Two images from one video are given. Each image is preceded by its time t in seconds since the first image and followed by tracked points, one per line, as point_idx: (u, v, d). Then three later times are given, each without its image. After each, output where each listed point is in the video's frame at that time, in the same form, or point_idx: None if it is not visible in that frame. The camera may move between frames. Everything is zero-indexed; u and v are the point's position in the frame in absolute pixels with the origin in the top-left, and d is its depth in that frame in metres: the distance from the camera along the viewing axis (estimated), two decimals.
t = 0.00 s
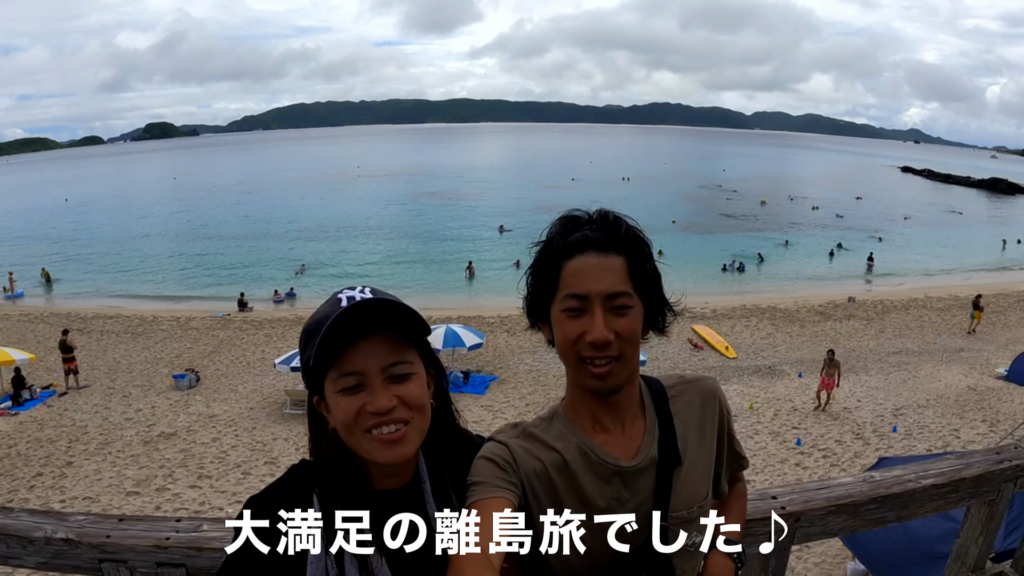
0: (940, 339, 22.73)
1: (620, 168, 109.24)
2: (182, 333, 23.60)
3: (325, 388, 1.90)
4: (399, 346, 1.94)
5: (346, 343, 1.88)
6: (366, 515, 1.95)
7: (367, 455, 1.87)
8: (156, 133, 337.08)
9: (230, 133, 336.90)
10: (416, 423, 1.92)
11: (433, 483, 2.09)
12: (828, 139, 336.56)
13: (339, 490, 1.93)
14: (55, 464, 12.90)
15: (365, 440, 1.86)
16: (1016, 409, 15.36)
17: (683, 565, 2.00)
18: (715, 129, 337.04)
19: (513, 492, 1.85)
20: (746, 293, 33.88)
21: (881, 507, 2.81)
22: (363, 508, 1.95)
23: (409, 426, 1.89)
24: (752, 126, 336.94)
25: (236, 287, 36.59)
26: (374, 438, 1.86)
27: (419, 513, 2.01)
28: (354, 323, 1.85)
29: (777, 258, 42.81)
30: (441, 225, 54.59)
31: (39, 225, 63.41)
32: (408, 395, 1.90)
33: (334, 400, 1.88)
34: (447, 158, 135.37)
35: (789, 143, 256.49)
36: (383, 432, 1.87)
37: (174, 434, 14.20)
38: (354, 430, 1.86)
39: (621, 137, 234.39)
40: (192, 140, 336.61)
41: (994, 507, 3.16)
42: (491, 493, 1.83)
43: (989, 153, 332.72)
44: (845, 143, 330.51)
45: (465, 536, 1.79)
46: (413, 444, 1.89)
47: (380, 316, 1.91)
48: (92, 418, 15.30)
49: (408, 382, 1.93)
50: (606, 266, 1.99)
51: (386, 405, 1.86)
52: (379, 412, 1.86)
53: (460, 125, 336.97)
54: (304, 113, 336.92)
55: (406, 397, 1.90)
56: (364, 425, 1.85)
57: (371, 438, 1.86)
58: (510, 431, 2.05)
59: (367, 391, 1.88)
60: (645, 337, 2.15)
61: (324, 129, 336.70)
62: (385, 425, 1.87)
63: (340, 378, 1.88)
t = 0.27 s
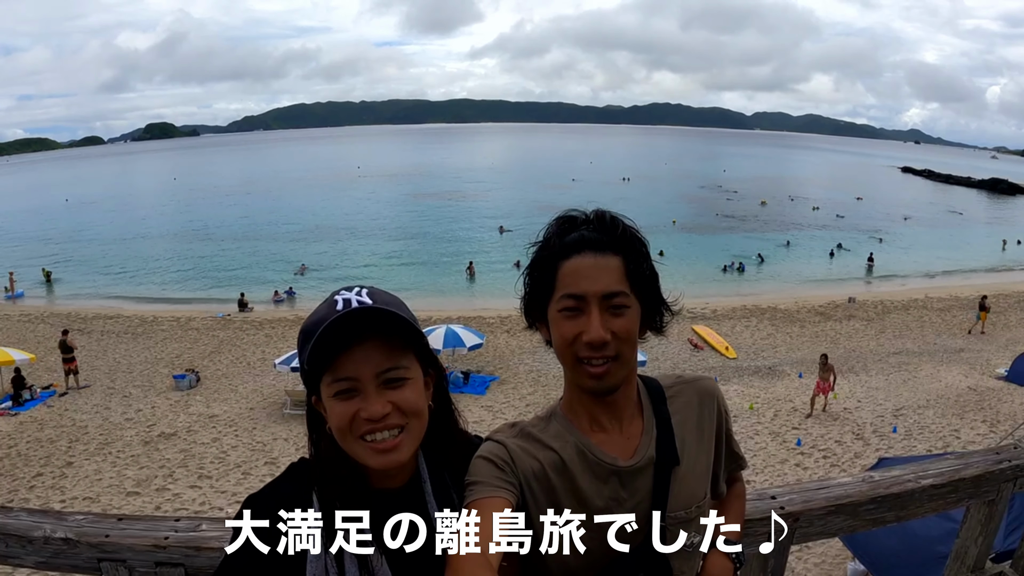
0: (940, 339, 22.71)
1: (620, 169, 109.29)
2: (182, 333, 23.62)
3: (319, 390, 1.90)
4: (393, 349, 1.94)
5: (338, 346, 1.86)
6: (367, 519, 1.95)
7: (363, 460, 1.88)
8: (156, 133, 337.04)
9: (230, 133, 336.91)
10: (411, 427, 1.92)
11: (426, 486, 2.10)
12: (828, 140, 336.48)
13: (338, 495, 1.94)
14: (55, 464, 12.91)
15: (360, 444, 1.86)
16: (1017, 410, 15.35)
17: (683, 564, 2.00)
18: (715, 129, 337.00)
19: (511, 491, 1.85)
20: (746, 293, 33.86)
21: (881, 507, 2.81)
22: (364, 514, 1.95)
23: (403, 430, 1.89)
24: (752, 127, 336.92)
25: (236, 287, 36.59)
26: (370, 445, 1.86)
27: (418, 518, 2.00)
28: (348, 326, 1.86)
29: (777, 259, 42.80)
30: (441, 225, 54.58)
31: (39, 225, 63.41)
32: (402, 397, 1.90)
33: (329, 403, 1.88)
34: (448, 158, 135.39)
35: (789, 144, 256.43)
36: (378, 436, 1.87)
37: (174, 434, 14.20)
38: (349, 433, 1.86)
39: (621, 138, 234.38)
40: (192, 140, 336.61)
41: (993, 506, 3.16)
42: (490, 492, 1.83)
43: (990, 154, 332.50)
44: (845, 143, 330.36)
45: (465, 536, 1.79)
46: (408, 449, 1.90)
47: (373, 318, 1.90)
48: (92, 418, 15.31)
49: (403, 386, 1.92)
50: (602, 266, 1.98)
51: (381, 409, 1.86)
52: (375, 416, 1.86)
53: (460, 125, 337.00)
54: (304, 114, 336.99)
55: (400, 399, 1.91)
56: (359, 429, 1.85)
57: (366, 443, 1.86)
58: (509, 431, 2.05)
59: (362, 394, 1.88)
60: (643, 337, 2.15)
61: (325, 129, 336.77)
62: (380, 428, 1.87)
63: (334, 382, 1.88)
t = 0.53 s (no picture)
0: (941, 339, 22.70)
1: (620, 170, 109.32)
2: (182, 333, 23.63)
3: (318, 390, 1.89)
4: (394, 351, 1.94)
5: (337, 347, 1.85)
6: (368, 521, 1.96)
7: (362, 460, 1.89)
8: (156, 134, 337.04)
9: (230, 133, 336.92)
10: (411, 429, 1.93)
11: (427, 485, 2.10)
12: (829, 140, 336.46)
13: (338, 497, 1.94)
14: (55, 465, 12.90)
15: (359, 444, 1.87)
16: (1017, 410, 15.35)
17: (683, 564, 1.99)
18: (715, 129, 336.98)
19: (511, 490, 1.85)
20: (747, 294, 33.84)
21: (881, 505, 2.81)
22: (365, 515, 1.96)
23: (402, 432, 1.90)
24: (752, 127, 336.93)
25: (236, 288, 36.60)
26: (371, 446, 1.87)
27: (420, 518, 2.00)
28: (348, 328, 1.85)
29: (777, 259, 42.80)
30: (442, 226, 54.59)
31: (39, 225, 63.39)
32: (400, 398, 1.90)
33: (327, 403, 1.88)
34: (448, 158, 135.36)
35: (790, 144, 256.39)
36: (378, 435, 1.88)
37: (174, 434, 14.21)
38: (349, 434, 1.87)
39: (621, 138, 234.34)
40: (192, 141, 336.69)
41: (994, 506, 3.15)
42: (490, 490, 1.83)
43: (991, 154, 332.30)
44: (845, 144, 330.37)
45: (465, 536, 1.79)
46: (407, 451, 1.90)
47: (373, 318, 1.90)
48: (92, 418, 15.31)
49: (403, 388, 1.93)
50: (603, 266, 1.99)
51: (381, 410, 1.87)
52: (374, 418, 1.86)
53: (461, 125, 337.03)
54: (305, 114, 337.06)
55: (400, 400, 1.92)
56: (358, 430, 1.86)
57: (366, 443, 1.87)
58: (509, 430, 2.05)
59: (362, 394, 1.88)
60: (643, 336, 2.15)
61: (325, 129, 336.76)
62: (378, 430, 1.87)
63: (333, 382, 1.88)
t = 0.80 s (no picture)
0: (941, 340, 22.69)
1: (620, 170, 109.35)
2: (181, 333, 23.64)
3: (316, 390, 1.88)
4: (398, 348, 1.95)
5: (338, 343, 1.85)
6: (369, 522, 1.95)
7: (360, 458, 1.89)
8: (156, 134, 337.13)
9: (230, 133, 336.95)
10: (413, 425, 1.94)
11: (424, 485, 2.11)
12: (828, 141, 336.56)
13: (338, 499, 1.94)
14: (55, 464, 12.90)
15: (353, 442, 1.87)
16: (1017, 411, 15.35)
17: (682, 564, 1.99)
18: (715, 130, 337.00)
19: (513, 489, 1.86)
20: (746, 294, 33.84)
21: (880, 504, 2.81)
22: (365, 516, 1.96)
23: (403, 430, 1.92)
24: (752, 127, 336.96)
25: (236, 288, 36.60)
26: (368, 442, 1.87)
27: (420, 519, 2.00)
28: (350, 326, 1.85)
29: (777, 260, 42.80)
30: (442, 226, 54.59)
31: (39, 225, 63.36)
32: (398, 395, 1.91)
33: (323, 402, 1.87)
34: (448, 158, 135.31)
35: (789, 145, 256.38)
36: (376, 432, 1.88)
37: (174, 434, 14.21)
38: (347, 431, 1.86)
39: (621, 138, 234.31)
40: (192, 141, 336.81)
41: (993, 504, 3.16)
42: (491, 490, 1.83)
43: (991, 154, 332.09)
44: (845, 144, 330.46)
45: (465, 537, 1.80)
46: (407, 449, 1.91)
47: (375, 315, 1.90)
48: (92, 418, 15.32)
49: (404, 385, 1.93)
50: (605, 264, 1.98)
51: (379, 408, 1.86)
52: (372, 415, 1.86)
53: (461, 125, 337.11)
54: (304, 114, 337.03)
55: (399, 399, 1.91)
56: (357, 429, 1.85)
57: (361, 442, 1.87)
58: (510, 428, 2.05)
59: (362, 391, 1.88)
60: (645, 334, 2.15)
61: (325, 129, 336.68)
62: (373, 427, 1.87)
63: (331, 379, 1.86)
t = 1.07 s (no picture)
0: (940, 340, 22.71)
1: (620, 171, 109.45)
2: (181, 334, 23.63)
3: (318, 387, 1.87)
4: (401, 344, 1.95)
5: (337, 339, 1.84)
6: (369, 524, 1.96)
7: (362, 455, 1.89)
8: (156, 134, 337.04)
9: (230, 134, 336.93)
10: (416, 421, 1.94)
11: (424, 484, 2.12)
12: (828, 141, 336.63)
13: (339, 501, 1.94)
14: (55, 464, 12.90)
15: (355, 439, 1.87)
16: (1016, 411, 15.36)
17: (684, 563, 1.99)
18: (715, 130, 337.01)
19: (514, 489, 1.85)
20: (746, 295, 33.84)
21: (881, 504, 2.81)
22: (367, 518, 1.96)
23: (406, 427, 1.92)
24: (752, 128, 336.98)
25: (236, 288, 36.58)
26: (371, 439, 1.87)
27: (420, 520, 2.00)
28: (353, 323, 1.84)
29: (776, 260, 42.80)
30: (442, 227, 54.62)
31: (39, 225, 63.35)
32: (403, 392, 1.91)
33: (325, 399, 1.86)
34: (448, 159, 135.36)
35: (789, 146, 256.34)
36: (376, 429, 1.89)
37: (174, 434, 14.21)
38: (347, 429, 1.86)
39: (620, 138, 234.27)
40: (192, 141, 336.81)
41: (995, 505, 3.15)
42: (492, 489, 1.83)
43: (991, 155, 332.04)
44: (845, 145, 330.57)
45: (466, 536, 1.79)
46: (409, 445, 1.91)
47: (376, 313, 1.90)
48: (92, 418, 15.32)
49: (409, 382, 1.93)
50: (605, 262, 1.98)
51: (382, 404, 1.87)
52: (375, 412, 1.86)
53: (461, 125, 337.11)
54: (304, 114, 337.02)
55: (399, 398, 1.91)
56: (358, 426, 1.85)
57: (365, 440, 1.87)
58: (510, 427, 2.05)
59: (363, 389, 1.87)
60: (645, 333, 2.15)
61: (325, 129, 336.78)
62: (376, 422, 1.88)
63: (329, 376, 1.85)
